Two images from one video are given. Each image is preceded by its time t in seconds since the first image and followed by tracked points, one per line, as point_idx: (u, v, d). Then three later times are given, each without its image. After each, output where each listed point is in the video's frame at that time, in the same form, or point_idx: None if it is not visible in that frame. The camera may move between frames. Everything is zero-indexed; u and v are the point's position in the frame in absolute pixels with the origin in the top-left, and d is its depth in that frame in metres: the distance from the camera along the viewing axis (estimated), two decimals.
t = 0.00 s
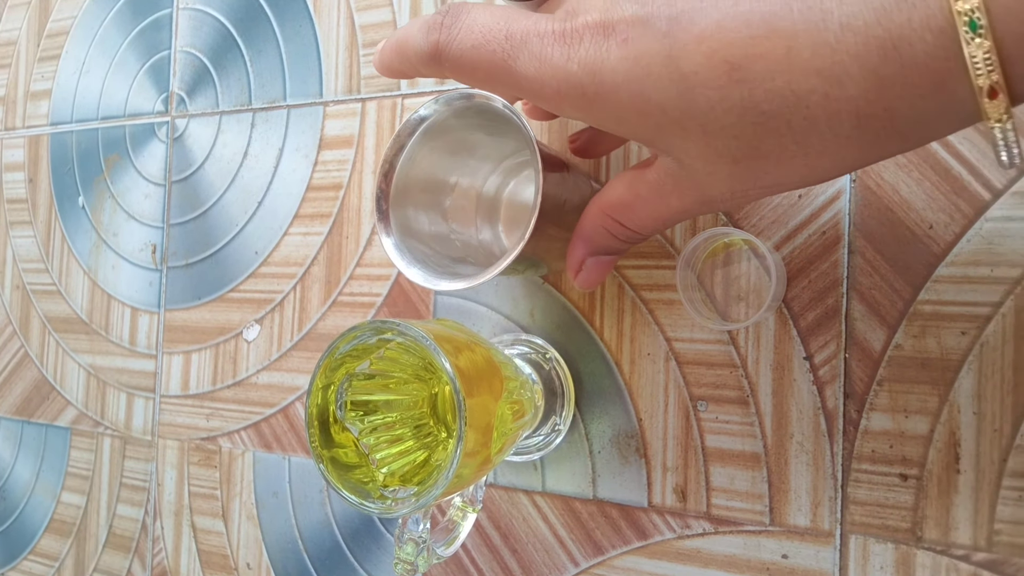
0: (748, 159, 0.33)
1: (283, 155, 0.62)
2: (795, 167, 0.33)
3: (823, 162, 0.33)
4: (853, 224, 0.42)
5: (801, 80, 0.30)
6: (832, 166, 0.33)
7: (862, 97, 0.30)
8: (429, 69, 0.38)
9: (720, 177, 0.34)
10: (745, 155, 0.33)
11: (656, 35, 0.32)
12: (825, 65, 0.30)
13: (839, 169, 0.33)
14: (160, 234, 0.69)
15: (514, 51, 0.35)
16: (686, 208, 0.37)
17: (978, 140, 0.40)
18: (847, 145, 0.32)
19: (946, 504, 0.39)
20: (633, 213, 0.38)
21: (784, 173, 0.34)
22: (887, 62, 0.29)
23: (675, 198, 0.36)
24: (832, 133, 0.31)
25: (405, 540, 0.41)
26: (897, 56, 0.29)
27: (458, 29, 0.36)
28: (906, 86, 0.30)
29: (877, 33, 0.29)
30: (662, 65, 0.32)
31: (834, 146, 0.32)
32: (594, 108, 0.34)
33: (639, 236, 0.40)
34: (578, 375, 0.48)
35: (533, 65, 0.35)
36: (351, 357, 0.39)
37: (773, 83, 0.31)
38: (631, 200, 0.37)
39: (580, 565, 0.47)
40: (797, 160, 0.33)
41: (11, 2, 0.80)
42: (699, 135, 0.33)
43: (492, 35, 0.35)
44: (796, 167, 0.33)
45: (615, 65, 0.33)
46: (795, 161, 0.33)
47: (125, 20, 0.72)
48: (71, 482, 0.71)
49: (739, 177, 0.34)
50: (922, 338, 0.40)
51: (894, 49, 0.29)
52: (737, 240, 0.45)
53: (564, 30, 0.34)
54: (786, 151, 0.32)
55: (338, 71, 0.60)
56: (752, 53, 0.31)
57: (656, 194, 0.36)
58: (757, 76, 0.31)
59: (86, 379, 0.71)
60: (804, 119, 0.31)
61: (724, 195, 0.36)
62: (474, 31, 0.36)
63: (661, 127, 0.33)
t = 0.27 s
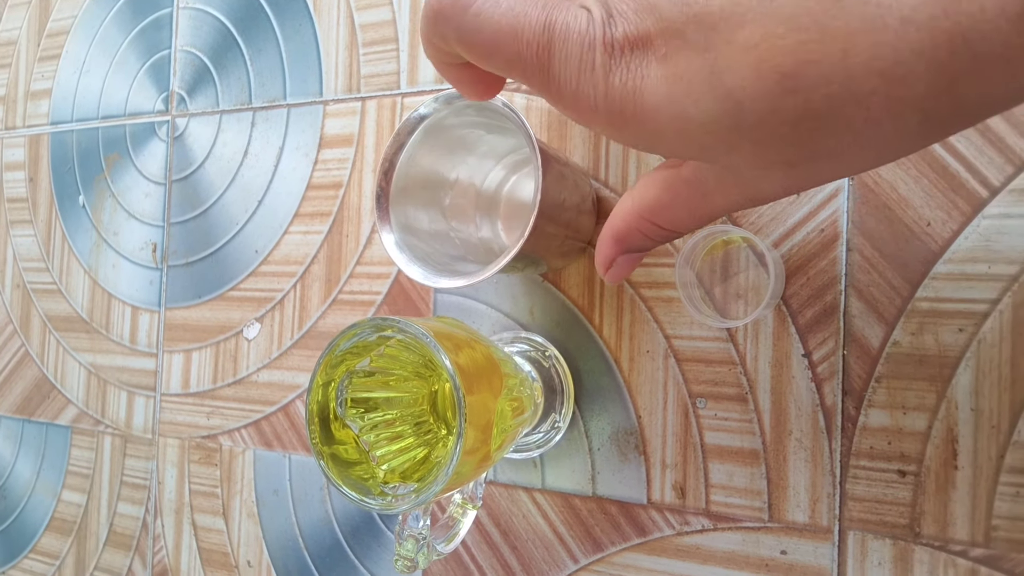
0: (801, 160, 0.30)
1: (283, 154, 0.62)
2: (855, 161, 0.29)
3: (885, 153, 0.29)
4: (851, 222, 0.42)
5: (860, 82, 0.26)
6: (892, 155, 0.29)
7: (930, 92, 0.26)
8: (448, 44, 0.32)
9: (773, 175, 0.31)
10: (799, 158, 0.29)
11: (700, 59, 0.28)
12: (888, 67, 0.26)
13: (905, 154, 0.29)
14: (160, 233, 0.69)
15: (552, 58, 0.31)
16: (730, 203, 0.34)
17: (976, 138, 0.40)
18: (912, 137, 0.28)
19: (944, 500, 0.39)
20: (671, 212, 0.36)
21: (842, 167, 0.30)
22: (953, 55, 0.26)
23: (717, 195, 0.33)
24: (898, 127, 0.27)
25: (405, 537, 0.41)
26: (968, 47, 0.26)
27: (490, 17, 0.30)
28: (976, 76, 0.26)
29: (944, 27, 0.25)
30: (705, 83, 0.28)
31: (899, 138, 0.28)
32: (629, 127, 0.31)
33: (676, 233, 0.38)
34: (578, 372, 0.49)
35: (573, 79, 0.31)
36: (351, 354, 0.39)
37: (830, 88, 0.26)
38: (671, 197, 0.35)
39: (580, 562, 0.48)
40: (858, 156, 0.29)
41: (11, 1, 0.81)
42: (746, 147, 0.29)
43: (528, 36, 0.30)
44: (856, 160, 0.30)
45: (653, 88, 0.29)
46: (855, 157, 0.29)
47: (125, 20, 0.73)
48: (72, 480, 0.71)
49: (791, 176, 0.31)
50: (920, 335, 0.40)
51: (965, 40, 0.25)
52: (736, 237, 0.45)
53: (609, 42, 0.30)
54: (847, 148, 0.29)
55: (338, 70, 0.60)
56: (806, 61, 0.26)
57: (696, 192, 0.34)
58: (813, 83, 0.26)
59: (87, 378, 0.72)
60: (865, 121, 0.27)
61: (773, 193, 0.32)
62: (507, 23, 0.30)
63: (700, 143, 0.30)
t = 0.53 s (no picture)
0: (809, 109, 0.26)
1: (283, 154, 0.62)
2: (868, 105, 0.26)
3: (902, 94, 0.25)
4: (848, 220, 0.42)
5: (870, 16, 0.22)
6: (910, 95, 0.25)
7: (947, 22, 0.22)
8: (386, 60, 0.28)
9: (777, 134, 0.27)
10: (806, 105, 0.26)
11: None
12: None
13: (925, 93, 0.25)
14: (160, 232, 0.69)
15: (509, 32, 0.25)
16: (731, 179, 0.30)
17: (973, 137, 0.40)
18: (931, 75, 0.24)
19: (941, 497, 0.39)
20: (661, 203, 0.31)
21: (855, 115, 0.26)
22: None
23: (715, 172, 0.29)
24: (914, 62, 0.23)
25: (404, 534, 0.41)
26: None
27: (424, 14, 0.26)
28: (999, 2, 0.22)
29: None
30: (706, 29, 0.23)
31: (918, 76, 0.24)
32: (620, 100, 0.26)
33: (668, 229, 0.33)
34: (576, 371, 0.49)
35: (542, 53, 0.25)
36: (350, 353, 0.39)
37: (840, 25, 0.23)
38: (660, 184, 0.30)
39: (578, 560, 0.48)
40: (870, 100, 0.25)
41: (11, 2, 0.81)
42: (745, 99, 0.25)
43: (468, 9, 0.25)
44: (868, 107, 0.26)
45: (644, 39, 0.24)
46: (866, 102, 0.25)
47: (124, 20, 0.73)
48: (72, 479, 0.71)
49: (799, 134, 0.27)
50: (917, 333, 0.40)
51: None
52: (733, 236, 0.46)
53: None
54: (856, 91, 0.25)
55: (337, 70, 0.60)
56: None
57: (689, 174, 0.30)
58: (820, 25, 0.23)
59: (87, 377, 0.72)
60: (879, 55, 0.23)
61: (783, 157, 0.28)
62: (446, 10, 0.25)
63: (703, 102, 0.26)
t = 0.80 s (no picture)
0: (849, 213, 0.25)
1: (281, 155, 0.62)
2: (908, 211, 0.25)
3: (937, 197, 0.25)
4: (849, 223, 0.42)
5: (899, 113, 0.23)
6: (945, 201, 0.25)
7: (970, 113, 0.23)
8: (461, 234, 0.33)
9: (816, 247, 0.26)
10: (844, 209, 0.25)
11: (709, 84, 0.25)
12: (927, 86, 0.22)
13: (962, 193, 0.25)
14: (158, 234, 0.69)
15: (539, 165, 0.28)
16: (769, 301, 0.28)
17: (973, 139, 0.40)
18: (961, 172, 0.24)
19: (941, 501, 0.39)
20: (697, 334, 0.29)
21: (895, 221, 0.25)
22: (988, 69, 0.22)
23: (755, 295, 0.28)
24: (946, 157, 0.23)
25: (404, 538, 0.41)
26: (1003, 65, 0.22)
27: (467, 180, 0.30)
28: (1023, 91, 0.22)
29: (974, 42, 0.22)
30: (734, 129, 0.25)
31: (949, 173, 0.24)
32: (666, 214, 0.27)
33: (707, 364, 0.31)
34: (576, 373, 0.49)
35: (569, 170, 0.27)
36: (349, 356, 0.39)
37: (868, 121, 0.23)
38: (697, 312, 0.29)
39: (578, 563, 0.48)
40: (913, 202, 0.25)
41: (10, 3, 0.81)
42: (777, 202, 0.26)
43: (500, 159, 0.29)
44: (909, 212, 0.25)
45: (675, 140, 0.26)
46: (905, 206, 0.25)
47: (123, 21, 0.73)
48: (70, 481, 0.71)
49: (843, 241, 0.26)
50: (917, 336, 0.40)
51: (1000, 54, 0.22)
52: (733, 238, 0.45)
53: (589, 112, 0.28)
54: (894, 193, 0.24)
55: (336, 71, 0.60)
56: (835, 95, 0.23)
57: (725, 302, 0.28)
58: (848, 118, 0.23)
59: (85, 379, 0.71)
60: (912, 151, 0.23)
61: (823, 270, 0.27)
62: (482, 167, 0.30)
63: (738, 203, 0.26)
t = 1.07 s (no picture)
0: (805, 259, 0.30)
1: (282, 153, 0.62)
2: (859, 258, 0.29)
3: (886, 245, 0.29)
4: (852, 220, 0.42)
5: (846, 164, 0.27)
6: (896, 249, 0.29)
7: (913, 166, 0.27)
8: (444, 272, 0.37)
9: (777, 291, 0.31)
10: (799, 256, 0.29)
11: (674, 139, 0.30)
12: (869, 142, 0.27)
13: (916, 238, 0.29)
14: (158, 232, 0.69)
15: (516, 213, 0.33)
16: (738, 342, 0.33)
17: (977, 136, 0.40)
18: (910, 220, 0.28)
19: (945, 499, 0.39)
20: (675, 371, 0.34)
21: (848, 267, 0.30)
22: (930, 126, 0.26)
23: (724, 334, 0.32)
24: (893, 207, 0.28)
25: (405, 536, 0.41)
26: (940, 120, 0.26)
27: (453, 227, 0.35)
28: (956, 144, 0.26)
29: (914, 100, 0.26)
30: (691, 178, 0.30)
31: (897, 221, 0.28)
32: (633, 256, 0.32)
33: (686, 398, 0.35)
34: (577, 371, 0.49)
35: (541, 217, 0.32)
36: (350, 354, 0.39)
37: (818, 173, 0.28)
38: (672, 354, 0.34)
39: (580, 562, 0.48)
40: (864, 248, 0.29)
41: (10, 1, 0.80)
42: (742, 248, 0.30)
43: (481, 211, 0.34)
44: (860, 257, 0.29)
45: (642, 191, 0.30)
46: (857, 251, 0.29)
47: (123, 19, 0.72)
48: (70, 480, 0.71)
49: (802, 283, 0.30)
50: (920, 334, 0.40)
51: (937, 110, 0.26)
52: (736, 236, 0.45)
53: (560, 165, 0.32)
54: (847, 239, 0.29)
55: (336, 69, 0.60)
56: (788, 149, 0.28)
57: (699, 342, 0.33)
58: (800, 169, 0.28)
59: (85, 378, 0.71)
60: (861, 201, 0.28)
61: (785, 313, 0.31)
62: (465, 216, 0.35)
63: (704, 249, 0.30)
